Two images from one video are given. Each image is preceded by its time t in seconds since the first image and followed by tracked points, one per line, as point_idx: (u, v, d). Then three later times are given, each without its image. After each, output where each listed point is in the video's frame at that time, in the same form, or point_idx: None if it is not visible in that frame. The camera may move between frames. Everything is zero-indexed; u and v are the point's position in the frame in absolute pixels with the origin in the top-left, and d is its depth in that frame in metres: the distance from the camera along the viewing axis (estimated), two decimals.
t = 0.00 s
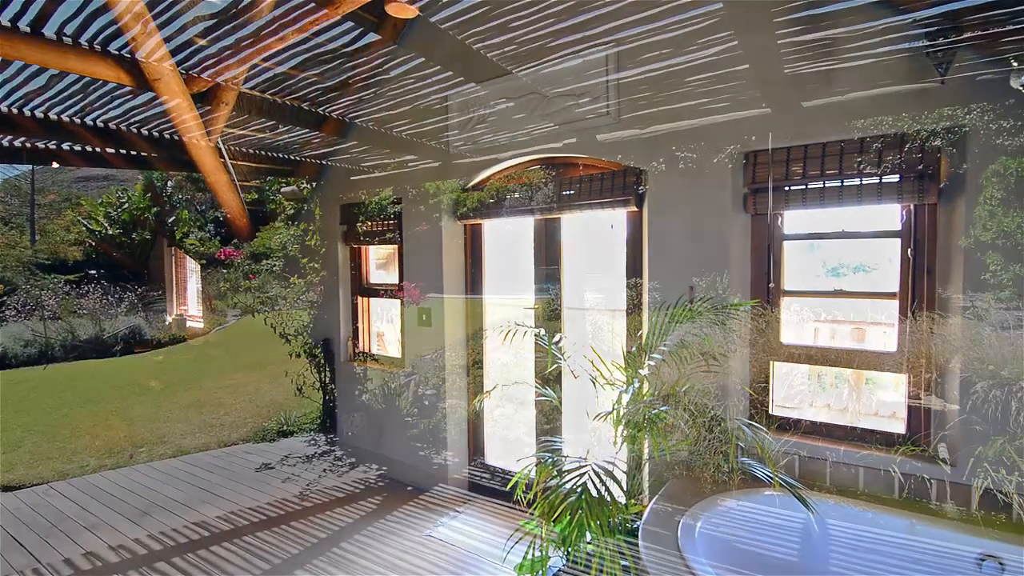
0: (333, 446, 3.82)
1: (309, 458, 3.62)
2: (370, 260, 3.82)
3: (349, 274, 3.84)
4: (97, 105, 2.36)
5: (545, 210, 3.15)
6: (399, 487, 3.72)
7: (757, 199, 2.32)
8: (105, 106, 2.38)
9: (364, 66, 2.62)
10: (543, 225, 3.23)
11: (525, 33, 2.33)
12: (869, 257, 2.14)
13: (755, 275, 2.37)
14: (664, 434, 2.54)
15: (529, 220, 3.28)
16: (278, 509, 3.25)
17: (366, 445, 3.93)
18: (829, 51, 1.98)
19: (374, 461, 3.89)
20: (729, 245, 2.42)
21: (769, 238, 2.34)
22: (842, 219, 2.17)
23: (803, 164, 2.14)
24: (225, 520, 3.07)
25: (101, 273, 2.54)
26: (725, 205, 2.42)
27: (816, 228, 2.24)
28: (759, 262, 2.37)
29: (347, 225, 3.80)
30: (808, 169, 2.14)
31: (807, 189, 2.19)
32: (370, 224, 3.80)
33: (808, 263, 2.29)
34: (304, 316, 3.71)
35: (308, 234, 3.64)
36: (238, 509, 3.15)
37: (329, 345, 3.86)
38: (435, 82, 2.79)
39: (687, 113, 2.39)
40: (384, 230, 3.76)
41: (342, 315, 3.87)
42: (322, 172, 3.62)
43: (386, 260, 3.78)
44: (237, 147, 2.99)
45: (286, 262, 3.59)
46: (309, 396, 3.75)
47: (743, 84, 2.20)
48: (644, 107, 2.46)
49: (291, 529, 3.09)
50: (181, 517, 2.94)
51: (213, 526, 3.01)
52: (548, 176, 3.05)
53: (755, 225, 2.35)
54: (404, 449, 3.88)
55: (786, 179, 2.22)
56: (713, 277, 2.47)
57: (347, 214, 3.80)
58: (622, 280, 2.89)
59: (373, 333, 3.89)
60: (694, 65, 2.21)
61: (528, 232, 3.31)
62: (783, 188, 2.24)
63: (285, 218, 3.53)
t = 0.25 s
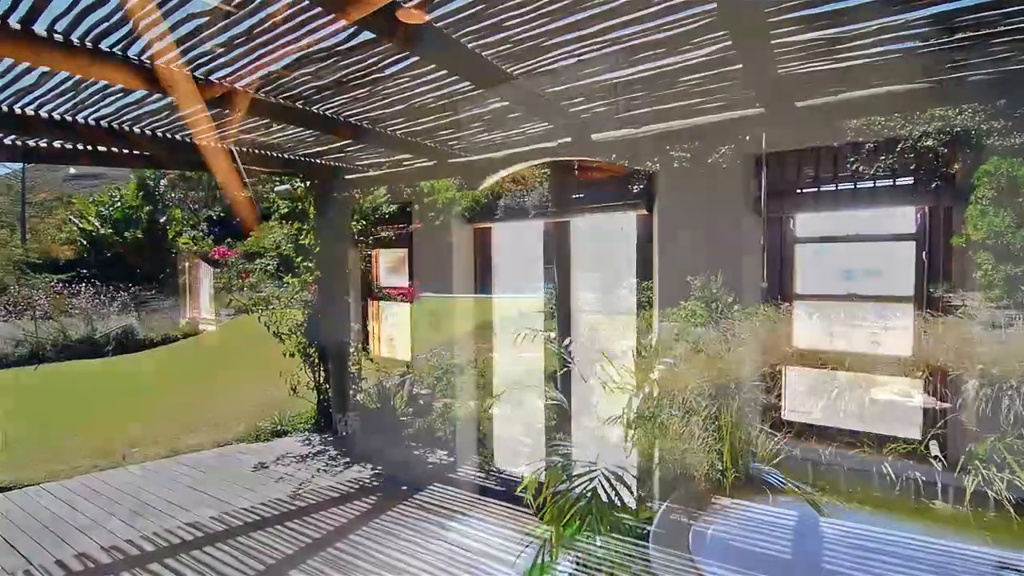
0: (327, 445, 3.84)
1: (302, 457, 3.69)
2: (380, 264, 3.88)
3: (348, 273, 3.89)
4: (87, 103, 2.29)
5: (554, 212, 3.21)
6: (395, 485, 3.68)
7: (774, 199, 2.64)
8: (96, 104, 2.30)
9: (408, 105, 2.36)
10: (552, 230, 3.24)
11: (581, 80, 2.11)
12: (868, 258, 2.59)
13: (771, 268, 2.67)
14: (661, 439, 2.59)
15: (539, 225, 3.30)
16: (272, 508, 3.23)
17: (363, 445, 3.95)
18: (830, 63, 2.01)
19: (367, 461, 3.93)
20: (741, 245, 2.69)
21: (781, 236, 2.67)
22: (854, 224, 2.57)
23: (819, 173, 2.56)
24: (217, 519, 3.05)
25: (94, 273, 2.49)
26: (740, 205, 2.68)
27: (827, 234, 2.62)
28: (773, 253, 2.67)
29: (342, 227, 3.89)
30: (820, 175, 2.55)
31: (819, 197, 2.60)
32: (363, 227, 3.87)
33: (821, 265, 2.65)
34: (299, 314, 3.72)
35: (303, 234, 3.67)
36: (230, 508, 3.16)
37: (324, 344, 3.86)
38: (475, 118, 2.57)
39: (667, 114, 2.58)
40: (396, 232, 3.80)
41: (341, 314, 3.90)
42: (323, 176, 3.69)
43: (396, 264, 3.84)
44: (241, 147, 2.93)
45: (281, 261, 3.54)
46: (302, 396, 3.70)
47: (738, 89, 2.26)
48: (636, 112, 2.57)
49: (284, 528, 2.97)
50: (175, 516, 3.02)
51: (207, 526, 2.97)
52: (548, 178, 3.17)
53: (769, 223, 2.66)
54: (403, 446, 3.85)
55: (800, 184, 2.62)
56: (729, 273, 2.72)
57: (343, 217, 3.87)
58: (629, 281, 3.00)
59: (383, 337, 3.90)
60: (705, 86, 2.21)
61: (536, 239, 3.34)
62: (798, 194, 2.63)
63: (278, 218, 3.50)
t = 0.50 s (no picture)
0: (322, 446, 3.92)
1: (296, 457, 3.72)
2: (389, 266, 4.18)
3: (343, 275, 3.95)
4: (78, 100, 2.20)
5: (563, 219, 3.62)
6: (385, 487, 3.22)
7: (786, 203, 3.26)
8: (86, 102, 2.20)
9: (402, 104, 2.34)
10: (560, 231, 3.63)
11: (574, 80, 2.11)
12: (874, 262, 3.15)
13: (782, 267, 3.23)
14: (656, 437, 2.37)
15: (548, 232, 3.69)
16: (265, 508, 2.93)
17: (356, 446, 3.96)
18: (823, 64, 2.02)
19: (363, 461, 3.72)
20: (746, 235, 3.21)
21: (792, 235, 3.27)
22: (867, 227, 3.14)
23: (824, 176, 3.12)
24: (209, 520, 2.80)
25: (83, 273, 2.61)
26: (746, 209, 3.23)
27: (836, 236, 3.21)
28: (786, 252, 3.26)
29: (336, 225, 3.90)
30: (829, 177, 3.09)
31: (835, 197, 3.15)
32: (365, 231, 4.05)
33: (835, 264, 3.21)
34: (293, 315, 3.92)
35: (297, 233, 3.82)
36: (223, 509, 2.92)
37: (319, 342, 4.02)
38: (470, 118, 2.57)
39: (663, 114, 2.55)
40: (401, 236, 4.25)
41: (334, 314, 3.98)
42: (317, 174, 3.66)
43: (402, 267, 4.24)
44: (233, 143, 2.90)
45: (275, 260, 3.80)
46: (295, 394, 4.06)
47: (731, 89, 2.26)
48: (632, 112, 2.55)
49: (278, 528, 2.70)
50: (166, 519, 2.81)
51: (198, 527, 2.73)
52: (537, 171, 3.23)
53: (782, 224, 3.27)
54: (396, 446, 3.91)
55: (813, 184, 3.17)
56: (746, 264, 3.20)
57: (336, 216, 3.87)
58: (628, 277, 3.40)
59: (392, 338, 4.10)
60: (698, 85, 2.22)
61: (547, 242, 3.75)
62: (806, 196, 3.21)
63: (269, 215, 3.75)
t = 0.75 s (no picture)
0: (315, 445, 3.81)
1: (288, 457, 3.61)
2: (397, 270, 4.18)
3: (337, 275, 3.93)
4: (68, 98, 2.14)
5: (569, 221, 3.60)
6: (380, 485, 3.11)
7: (797, 205, 3.83)
8: (76, 99, 2.14)
9: (395, 103, 2.33)
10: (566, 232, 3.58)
11: (568, 79, 2.11)
12: (882, 265, 3.72)
13: (794, 257, 3.84)
14: (650, 436, 2.95)
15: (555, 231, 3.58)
16: (257, 508, 2.84)
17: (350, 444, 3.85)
18: (817, 64, 2.02)
19: (358, 461, 3.50)
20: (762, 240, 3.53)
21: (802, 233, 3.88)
22: (875, 231, 3.83)
23: (833, 179, 3.64)
24: (202, 520, 2.73)
25: (73, 272, 2.71)
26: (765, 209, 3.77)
27: (841, 240, 3.91)
28: (795, 238, 3.88)
29: (329, 225, 3.85)
30: (841, 183, 3.65)
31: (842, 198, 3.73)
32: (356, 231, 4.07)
33: (846, 266, 3.82)
34: (286, 314, 3.92)
35: (289, 231, 3.81)
36: (215, 510, 2.84)
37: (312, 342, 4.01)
38: (464, 116, 2.56)
39: (656, 113, 2.56)
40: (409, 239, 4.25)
41: (329, 314, 3.96)
42: (310, 172, 3.63)
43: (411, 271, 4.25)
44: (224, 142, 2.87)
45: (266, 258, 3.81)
46: (289, 394, 4.08)
47: (724, 88, 2.26)
48: (626, 111, 2.54)
49: (269, 529, 2.62)
50: (159, 520, 2.75)
51: (190, 528, 2.66)
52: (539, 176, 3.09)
53: (794, 223, 3.86)
54: (389, 442, 3.94)
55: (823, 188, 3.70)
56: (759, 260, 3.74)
57: (328, 216, 3.83)
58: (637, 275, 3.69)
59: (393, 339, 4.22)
60: (692, 85, 2.22)
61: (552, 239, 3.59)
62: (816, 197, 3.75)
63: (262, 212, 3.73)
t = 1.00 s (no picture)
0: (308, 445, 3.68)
1: (282, 456, 3.52)
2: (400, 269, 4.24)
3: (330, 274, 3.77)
4: (59, 96, 2.11)
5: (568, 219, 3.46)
6: (375, 484, 3.09)
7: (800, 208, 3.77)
8: (66, 96, 2.11)
9: (388, 103, 2.32)
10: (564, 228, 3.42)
11: (562, 79, 2.11)
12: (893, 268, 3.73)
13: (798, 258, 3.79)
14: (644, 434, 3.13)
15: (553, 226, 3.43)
16: (251, 509, 2.83)
17: (342, 444, 3.70)
18: (808, 65, 2.03)
19: (354, 460, 3.43)
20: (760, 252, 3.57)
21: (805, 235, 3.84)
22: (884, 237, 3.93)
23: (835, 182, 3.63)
24: (194, 521, 2.71)
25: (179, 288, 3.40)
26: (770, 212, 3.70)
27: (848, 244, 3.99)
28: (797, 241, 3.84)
29: (322, 223, 3.69)
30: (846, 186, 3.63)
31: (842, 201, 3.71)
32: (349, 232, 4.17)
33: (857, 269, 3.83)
34: (279, 313, 3.94)
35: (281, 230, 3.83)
36: (208, 510, 2.82)
37: (305, 342, 3.98)
38: (458, 116, 2.56)
39: (649, 111, 2.56)
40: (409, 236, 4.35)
41: (322, 314, 3.84)
42: (302, 170, 3.50)
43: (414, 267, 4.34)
44: (216, 141, 2.85)
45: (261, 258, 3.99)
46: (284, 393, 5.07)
47: (716, 88, 2.28)
48: (619, 111, 2.56)
49: (263, 529, 2.60)
50: (150, 521, 2.73)
51: (183, 528, 2.63)
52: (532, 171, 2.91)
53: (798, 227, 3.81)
54: (383, 440, 3.80)
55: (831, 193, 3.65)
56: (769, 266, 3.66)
57: (321, 214, 3.67)
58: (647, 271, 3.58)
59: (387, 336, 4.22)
60: (684, 85, 2.23)
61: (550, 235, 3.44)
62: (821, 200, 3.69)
63: (258, 214, 3.92)
